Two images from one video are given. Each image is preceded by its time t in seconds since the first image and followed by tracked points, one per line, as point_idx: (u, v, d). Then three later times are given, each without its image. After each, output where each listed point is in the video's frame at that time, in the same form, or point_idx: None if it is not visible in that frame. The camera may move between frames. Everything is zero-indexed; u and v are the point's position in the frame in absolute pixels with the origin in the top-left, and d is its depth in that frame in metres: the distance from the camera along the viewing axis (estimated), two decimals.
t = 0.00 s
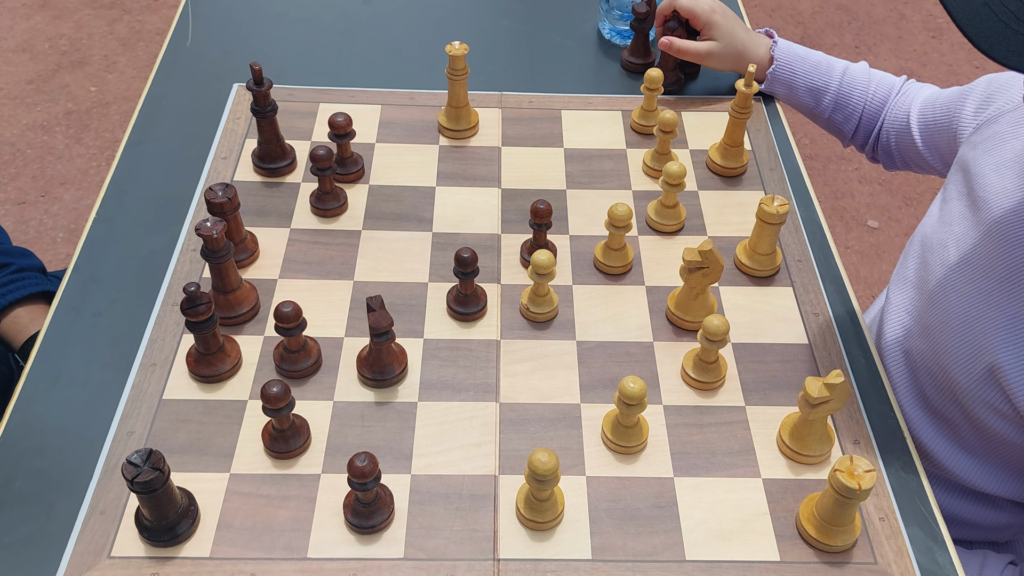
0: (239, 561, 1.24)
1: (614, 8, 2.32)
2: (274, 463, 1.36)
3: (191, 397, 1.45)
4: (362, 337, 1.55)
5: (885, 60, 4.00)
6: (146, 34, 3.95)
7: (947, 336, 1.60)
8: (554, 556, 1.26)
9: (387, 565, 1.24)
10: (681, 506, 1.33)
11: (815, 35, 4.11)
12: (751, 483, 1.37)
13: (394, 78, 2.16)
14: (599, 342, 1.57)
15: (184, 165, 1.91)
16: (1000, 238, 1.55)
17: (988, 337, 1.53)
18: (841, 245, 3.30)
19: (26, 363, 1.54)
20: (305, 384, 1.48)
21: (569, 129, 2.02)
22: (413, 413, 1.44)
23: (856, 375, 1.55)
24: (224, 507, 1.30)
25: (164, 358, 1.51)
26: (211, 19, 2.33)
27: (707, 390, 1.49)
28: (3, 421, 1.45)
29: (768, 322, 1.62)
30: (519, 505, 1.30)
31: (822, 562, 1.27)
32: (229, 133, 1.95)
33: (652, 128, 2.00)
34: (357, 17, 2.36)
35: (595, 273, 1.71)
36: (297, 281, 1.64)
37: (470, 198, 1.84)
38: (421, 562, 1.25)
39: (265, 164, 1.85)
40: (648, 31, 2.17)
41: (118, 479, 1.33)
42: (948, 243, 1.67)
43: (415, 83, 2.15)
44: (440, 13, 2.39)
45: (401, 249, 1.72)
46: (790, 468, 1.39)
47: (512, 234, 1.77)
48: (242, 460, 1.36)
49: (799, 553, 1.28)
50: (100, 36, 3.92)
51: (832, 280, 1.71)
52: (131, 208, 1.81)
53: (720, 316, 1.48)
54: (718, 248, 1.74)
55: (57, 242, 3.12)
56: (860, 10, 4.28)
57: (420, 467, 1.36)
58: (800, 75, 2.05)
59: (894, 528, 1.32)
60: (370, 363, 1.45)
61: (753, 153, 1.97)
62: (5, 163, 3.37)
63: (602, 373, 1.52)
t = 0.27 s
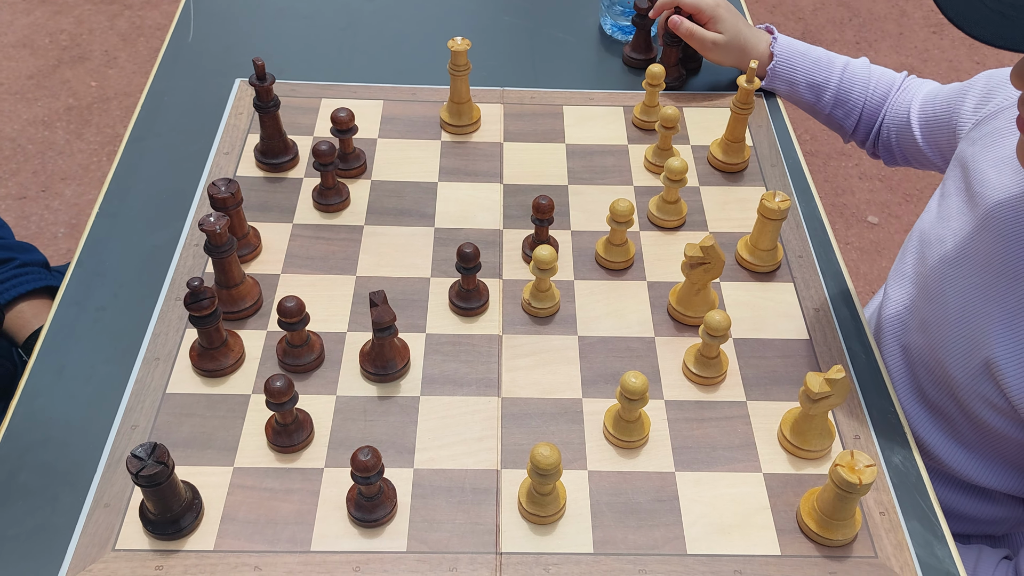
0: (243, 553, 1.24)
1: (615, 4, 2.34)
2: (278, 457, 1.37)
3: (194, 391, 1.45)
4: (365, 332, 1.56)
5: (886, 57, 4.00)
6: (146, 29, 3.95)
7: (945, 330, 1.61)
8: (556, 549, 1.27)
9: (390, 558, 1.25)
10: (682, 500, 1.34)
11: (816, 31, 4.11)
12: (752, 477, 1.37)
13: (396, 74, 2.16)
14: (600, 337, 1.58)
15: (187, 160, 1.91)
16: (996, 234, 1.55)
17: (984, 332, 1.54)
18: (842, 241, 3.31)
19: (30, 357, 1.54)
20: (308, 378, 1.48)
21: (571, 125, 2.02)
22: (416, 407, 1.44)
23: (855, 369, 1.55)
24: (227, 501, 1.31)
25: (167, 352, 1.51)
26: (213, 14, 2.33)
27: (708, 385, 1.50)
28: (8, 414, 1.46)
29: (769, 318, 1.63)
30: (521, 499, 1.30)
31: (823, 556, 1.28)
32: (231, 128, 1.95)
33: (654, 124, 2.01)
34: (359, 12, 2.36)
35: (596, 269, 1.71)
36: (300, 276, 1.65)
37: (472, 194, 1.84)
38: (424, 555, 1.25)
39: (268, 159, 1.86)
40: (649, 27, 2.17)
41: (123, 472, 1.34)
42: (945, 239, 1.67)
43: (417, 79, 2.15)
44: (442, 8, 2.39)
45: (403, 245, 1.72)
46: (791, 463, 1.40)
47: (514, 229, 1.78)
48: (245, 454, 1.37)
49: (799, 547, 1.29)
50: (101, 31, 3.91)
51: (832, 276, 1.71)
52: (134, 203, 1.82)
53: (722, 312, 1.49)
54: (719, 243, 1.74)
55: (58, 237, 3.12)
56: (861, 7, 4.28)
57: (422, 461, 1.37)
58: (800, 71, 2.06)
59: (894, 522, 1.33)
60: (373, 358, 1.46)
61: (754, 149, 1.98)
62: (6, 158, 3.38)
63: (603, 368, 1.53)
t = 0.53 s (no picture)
0: (245, 549, 1.25)
1: (617, 1, 2.34)
2: (280, 453, 1.37)
3: (196, 387, 1.46)
4: (367, 329, 1.56)
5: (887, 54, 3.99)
6: (147, 25, 3.94)
7: (943, 328, 1.61)
8: (557, 546, 1.27)
9: (392, 554, 1.25)
10: (682, 497, 1.34)
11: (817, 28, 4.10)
12: (752, 474, 1.38)
13: (398, 71, 2.16)
14: (601, 334, 1.58)
15: (188, 157, 1.91)
16: (995, 231, 1.56)
17: (983, 329, 1.54)
18: (842, 239, 3.31)
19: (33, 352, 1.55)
20: (310, 375, 1.49)
21: (572, 122, 2.02)
22: (417, 404, 1.45)
23: (854, 366, 1.56)
24: (230, 497, 1.31)
25: (170, 348, 1.52)
26: (215, 11, 2.33)
27: (709, 382, 1.51)
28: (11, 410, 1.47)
29: (770, 315, 1.63)
30: (523, 495, 1.31)
31: (823, 553, 1.29)
32: (233, 125, 1.96)
33: (655, 122, 2.01)
34: (360, 9, 2.36)
35: (598, 266, 1.72)
36: (302, 273, 1.65)
37: (473, 191, 1.84)
38: (426, 551, 1.26)
39: (270, 156, 1.86)
40: (651, 24, 2.17)
41: (126, 468, 1.34)
42: (944, 236, 1.68)
43: (419, 76, 2.15)
44: (443, 5, 2.39)
45: (404, 242, 1.73)
46: (791, 460, 1.40)
47: (515, 227, 1.78)
48: (248, 450, 1.37)
49: (799, 544, 1.30)
50: (101, 27, 3.91)
51: (832, 274, 1.72)
52: (136, 199, 1.82)
53: (723, 310, 1.49)
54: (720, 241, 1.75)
55: (59, 233, 3.12)
56: (863, 4, 4.28)
57: (424, 458, 1.37)
58: (800, 69, 2.06)
59: (893, 519, 1.33)
60: (375, 355, 1.47)
61: (755, 146, 1.98)
62: (6, 154, 3.38)
63: (604, 365, 1.53)
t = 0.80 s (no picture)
0: (246, 549, 1.25)
1: (617, 2, 2.34)
2: (281, 453, 1.37)
3: (197, 387, 1.46)
4: (367, 329, 1.57)
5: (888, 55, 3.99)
6: (147, 24, 3.94)
7: (945, 327, 1.61)
8: (557, 546, 1.28)
9: (392, 555, 1.25)
10: (682, 498, 1.35)
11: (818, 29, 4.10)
12: (752, 475, 1.38)
13: (398, 71, 2.16)
14: (602, 335, 1.58)
15: (189, 157, 1.92)
16: (996, 230, 1.56)
17: (985, 328, 1.55)
18: (842, 239, 3.31)
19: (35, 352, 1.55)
20: (311, 375, 1.49)
21: (573, 123, 2.02)
22: (418, 405, 1.45)
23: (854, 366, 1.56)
24: (231, 496, 1.32)
25: (171, 348, 1.52)
26: (216, 11, 2.33)
27: (709, 383, 1.51)
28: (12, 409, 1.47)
29: (770, 316, 1.64)
30: (523, 496, 1.31)
31: (822, 554, 1.29)
32: (234, 125, 1.96)
33: (655, 123, 2.01)
34: (361, 9, 2.36)
35: (598, 267, 1.72)
36: (303, 273, 1.66)
37: (474, 192, 1.84)
38: (426, 552, 1.26)
39: (271, 156, 1.86)
40: (651, 25, 2.17)
41: (127, 468, 1.35)
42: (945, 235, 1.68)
43: (420, 76, 2.15)
44: (444, 5, 2.39)
45: (405, 242, 1.73)
46: (791, 461, 1.40)
47: (516, 228, 1.78)
48: (248, 450, 1.38)
49: (798, 545, 1.30)
50: (101, 25, 3.91)
51: (832, 275, 1.72)
52: (137, 199, 1.82)
53: (723, 311, 1.50)
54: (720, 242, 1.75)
55: (58, 232, 3.12)
56: (863, 4, 4.28)
57: (424, 458, 1.37)
58: (800, 68, 2.07)
59: (893, 521, 1.34)
60: (376, 355, 1.47)
61: (755, 148, 1.98)
62: (7, 152, 3.38)
63: (605, 366, 1.53)
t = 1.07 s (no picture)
0: (246, 551, 1.25)
1: (618, 4, 2.34)
2: (281, 455, 1.37)
3: (197, 389, 1.46)
4: (367, 331, 1.57)
5: (887, 57, 4.00)
6: (147, 24, 3.94)
7: (947, 330, 1.61)
8: (557, 549, 1.28)
9: (392, 557, 1.25)
10: (682, 501, 1.35)
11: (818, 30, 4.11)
12: (752, 478, 1.38)
13: (398, 73, 2.16)
14: (602, 337, 1.58)
15: (190, 158, 1.92)
16: (1001, 233, 1.56)
17: (987, 330, 1.55)
18: (842, 241, 3.31)
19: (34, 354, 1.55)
20: (311, 377, 1.49)
21: (573, 125, 2.02)
22: (418, 407, 1.45)
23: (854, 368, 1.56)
24: (231, 499, 1.32)
25: (171, 350, 1.52)
26: (216, 12, 2.33)
27: (709, 385, 1.51)
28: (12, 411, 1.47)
29: (770, 318, 1.64)
30: (523, 499, 1.31)
31: (822, 557, 1.29)
32: (235, 126, 1.96)
33: (655, 125, 2.02)
34: (362, 11, 2.36)
35: (598, 269, 1.72)
36: (303, 274, 1.66)
37: (474, 193, 1.85)
38: (426, 554, 1.26)
39: (271, 158, 1.86)
40: (651, 27, 2.18)
41: (127, 470, 1.35)
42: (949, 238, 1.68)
43: (420, 77, 2.15)
44: (444, 7, 2.39)
45: (405, 244, 1.73)
46: (791, 464, 1.41)
47: (516, 229, 1.78)
48: (249, 452, 1.38)
49: (799, 548, 1.30)
50: (100, 25, 3.91)
51: (833, 278, 1.72)
52: (137, 201, 1.82)
53: (723, 313, 1.50)
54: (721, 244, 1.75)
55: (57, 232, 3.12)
56: (863, 6, 4.28)
57: (424, 460, 1.38)
58: (800, 67, 2.07)
59: (893, 524, 1.34)
60: (376, 357, 1.47)
61: (756, 150, 1.98)
62: (6, 152, 3.37)
63: (605, 369, 1.53)
